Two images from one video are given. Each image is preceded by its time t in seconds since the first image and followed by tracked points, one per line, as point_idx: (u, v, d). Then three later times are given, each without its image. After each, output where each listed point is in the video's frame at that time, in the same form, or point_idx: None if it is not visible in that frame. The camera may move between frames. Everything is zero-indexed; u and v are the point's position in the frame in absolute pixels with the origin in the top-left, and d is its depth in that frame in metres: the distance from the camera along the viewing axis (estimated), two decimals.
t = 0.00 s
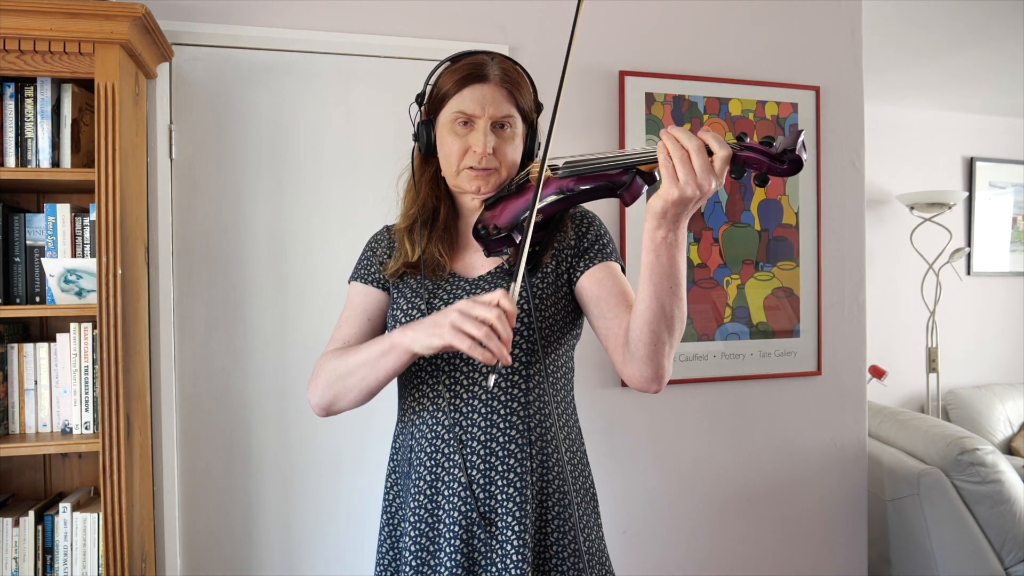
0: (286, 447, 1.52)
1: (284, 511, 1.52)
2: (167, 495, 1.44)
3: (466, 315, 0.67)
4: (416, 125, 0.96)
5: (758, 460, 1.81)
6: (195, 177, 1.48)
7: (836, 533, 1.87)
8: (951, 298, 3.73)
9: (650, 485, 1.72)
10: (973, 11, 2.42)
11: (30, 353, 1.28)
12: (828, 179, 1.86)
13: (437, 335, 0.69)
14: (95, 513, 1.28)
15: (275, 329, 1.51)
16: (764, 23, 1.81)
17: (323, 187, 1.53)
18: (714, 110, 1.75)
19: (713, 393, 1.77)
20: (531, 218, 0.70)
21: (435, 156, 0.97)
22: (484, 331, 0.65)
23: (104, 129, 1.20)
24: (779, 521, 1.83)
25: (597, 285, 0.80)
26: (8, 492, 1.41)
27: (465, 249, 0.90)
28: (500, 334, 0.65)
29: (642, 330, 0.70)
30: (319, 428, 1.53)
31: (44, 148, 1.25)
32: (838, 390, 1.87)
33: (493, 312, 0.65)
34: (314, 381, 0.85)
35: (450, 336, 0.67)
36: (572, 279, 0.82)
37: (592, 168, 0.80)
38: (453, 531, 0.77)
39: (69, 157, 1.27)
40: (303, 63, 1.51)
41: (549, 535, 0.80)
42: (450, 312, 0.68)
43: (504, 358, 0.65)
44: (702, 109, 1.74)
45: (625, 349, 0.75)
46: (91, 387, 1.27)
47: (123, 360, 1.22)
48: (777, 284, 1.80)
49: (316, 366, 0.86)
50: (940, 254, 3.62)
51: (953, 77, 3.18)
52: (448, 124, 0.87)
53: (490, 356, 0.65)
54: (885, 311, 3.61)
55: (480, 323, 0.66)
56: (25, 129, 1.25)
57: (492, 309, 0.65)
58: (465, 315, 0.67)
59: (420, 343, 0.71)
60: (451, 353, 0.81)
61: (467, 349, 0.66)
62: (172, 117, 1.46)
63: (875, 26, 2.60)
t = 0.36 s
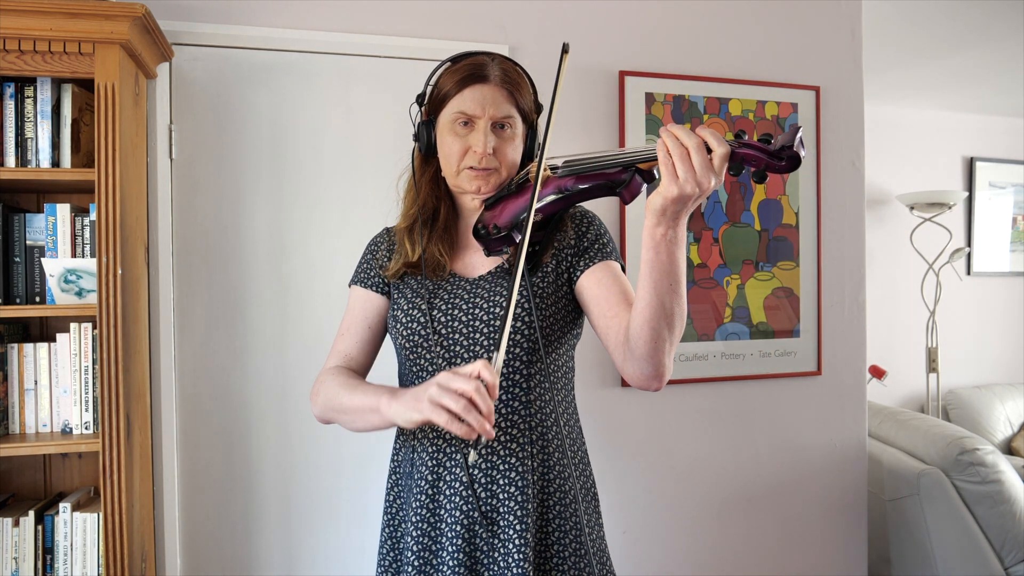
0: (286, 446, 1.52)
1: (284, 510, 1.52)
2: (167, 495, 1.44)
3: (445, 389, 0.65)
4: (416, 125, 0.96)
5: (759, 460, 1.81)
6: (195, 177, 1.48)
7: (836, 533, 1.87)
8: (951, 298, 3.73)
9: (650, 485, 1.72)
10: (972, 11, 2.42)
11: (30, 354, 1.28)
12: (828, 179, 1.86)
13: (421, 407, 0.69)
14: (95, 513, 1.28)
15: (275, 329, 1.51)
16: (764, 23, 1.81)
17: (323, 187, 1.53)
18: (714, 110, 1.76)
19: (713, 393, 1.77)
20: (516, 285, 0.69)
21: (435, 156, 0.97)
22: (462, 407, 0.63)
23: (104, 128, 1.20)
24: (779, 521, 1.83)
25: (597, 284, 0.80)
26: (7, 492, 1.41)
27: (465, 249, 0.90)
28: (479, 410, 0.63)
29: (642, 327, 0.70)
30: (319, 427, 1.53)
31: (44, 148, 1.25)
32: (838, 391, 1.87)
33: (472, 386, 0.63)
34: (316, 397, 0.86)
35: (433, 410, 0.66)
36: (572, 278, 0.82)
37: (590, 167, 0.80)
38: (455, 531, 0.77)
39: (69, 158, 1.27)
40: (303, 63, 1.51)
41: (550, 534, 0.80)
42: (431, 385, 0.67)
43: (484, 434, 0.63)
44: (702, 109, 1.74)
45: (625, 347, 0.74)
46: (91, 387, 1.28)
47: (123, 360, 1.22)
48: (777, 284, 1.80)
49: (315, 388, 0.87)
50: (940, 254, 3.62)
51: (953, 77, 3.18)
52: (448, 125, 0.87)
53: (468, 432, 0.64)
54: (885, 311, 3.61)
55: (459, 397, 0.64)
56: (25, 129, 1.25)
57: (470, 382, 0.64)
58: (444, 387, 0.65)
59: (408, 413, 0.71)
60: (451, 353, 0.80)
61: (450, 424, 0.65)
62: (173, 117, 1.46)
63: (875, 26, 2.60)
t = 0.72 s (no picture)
0: (286, 446, 1.52)
1: (284, 510, 1.52)
2: (167, 495, 1.44)
3: (419, 459, 0.64)
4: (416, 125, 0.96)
5: (759, 460, 1.81)
6: (195, 177, 1.48)
7: (836, 534, 1.87)
8: (951, 298, 3.73)
9: (650, 486, 1.72)
10: (972, 11, 2.42)
11: (30, 354, 1.28)
12: (828, 179, 1.86)
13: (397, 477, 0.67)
14: (95, 513, 1.28)
15: (275, 329, 1.51)
16: (764, 23, 1.81)
17: (323, 187, 1.53)
18: (714, 110, 1.76)
19: (713, 393, 1.77)
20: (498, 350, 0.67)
21: (435, 156, 0.97)
22: (434, 478, 0.61)
23: (103, 128, 1.20)
24: (779, 521, 1.83)
25: (596, 284, 0.80)
26: (7, 492, 1.41)
27: (465, 249, 0.90)
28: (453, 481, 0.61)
29: (642, 327, 0.70)
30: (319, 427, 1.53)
31: (44, 148, 1.25)
32: (838, 391, 1.87)
33: (444, 458, 0.62)
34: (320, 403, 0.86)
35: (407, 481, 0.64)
36: (572, 278, 0.82)
37: (591, 166, 0.80)
38: (456, 532, 0.77)
39: (69, 158, 1.27)
40: (303, 63, 1.51)
41: (550, 535, 0.80)
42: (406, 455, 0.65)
43: (457, 507, 0.61)
44: (702, 109, 1.74)
45: (625, 346, 0.74)
46: (91, 387, 1.28)
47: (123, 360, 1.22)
48: (777, 284, 1.80)
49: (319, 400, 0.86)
50: (940, 254, 3.62)
51: (953, 77, 3.18)
52: (448, 125, 0.87)
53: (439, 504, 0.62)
54: (885, 311, 3.61)
55: (433, 468, 0.63)
56: (25, 129, 1.25)
57: (444, 454, 0.62)
58: (419, 458, 0.64)
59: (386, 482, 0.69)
60: (452, 353, 0.80)
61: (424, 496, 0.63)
62: (173, 117, 1.46)
63: (874, 26, 2.60)
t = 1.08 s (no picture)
0: (286, 446, 1.52)
1: (285, 510, 1.52)
2: (167, 495, 1.44)
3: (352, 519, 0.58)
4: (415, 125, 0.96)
5: (759, 460, 1.81)
6: (195, 177, 1.48)
7: (836, 534, 1.87)
8: (951, 298, 3.73)
9: (650, 486, 1.72)
10: (972, 11, 2.42)
11: (30, 354, 1.28)
12: (828, 179, 1.86)
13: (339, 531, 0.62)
14: (95, 513, 1.28)
15: (275, 329, 1.51)
16: (764, 23, 1.81)
17: (322, 187, 1.53)
18: (714, 110, 1.76)
19: (712, 393, 1.77)
20: (457, 409, 0.56)
21: (434, 156, 0.97)
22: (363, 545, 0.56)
23: (103, 128, 1.20)
24: (779, 521, 1.83)
25: (596, 284, 0.80)
26: (8, 492, 1.41)
27: (464, 249, 0.90)
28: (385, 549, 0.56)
29: (642, 326, 0.70)
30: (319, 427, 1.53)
31: (44, 148, 1.25)
32: (838, 391, 1.87)
33: (378, 523, 0.56)
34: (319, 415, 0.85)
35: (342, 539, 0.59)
36: (572, 278, 0.82)
37: (592, 166, 0.80)
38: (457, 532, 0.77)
39: (69, 158, 1.27)
40: (303, 63, 1.51)
41: (552, 535, 0.80)
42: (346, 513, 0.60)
43: None
44: (702, 109, 1.74)
45: (625, 345, 0.74)
46: (91, 387, 1.28)
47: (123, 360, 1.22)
48: (777, 284, 1.80)
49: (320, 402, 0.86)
50: (940, 254, 3.62)
51: (953, 77, 3.18)
52: (448, 124, 0.87)
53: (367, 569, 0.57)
54: (885, 311, 3.61)
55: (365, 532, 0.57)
56: (25, 129, 1.25)
57: (377, 518, 0.56)
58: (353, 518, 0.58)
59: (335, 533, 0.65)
60: (453, 354, 0.80)
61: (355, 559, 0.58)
62: (172, 117, 1.46)
63: (874, 26, 2.60)
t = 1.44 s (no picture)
0: (286, 446, 1.52)
1: (285, 510, 1.52)
2: (167, 495, 1.44)
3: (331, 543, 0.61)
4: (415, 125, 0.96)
5: (759, 460, 1.81)
6: (195, 178, 1.48)
7: (836, 534, 1.87)
8: (951, 298, 3.73)
9: (650, 486, 1.72)
10: (972, 11, 2.42)
11: (30, 354, 1.28)
12: (828, 179, 1.86)
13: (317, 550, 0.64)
14: (95, 513, 1.28)
15: (275, 329, 1.51)
16: (764, 23, 1.81)
17: (322, 187, 1.53)
18: (714, 110, 1.76)
19: (712, 393, 1.77)
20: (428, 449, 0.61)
21: (433, 156, 0.97)
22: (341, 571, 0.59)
23: (103, 129, 1.20)
24: (778, 522, 1.83)
25: (595, 285, 0.80)
26: (7, 492, 1.41)
27: (464, 250, 0.90)
28: None
29: (642, 326, 0.70)
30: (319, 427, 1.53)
31: (44, 148, 1.25)
32: (838, 391, 1.87)
33: (352, 551, 0.59)
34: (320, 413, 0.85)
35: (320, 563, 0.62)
36: (572, 278, 0.82)
37: (594, 167, 0.80)
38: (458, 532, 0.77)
39: (69, 158, 1.27)
40: (303, 63, 1.51)
41: (553, 535, 0.80)
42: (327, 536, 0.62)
43: None
44: (702, 109, 1.74)
45: (625, 346, 0.74)
46: (91, 387, 1.28)
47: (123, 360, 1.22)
48: (777, 284, 1.80)
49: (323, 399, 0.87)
50: (940, 254, 3.62)
51: (953, 77, 3.18)
52: (447, 125, 0.87)
53: None
54: (885, 311, 3.61)
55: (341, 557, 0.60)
56: (25, 129, 1.25)
57: (352, 546, 0.60)
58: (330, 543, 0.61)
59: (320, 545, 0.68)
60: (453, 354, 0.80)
61: None
62: (172, 117, 1.46)
63: (874, 27, 2.60)
